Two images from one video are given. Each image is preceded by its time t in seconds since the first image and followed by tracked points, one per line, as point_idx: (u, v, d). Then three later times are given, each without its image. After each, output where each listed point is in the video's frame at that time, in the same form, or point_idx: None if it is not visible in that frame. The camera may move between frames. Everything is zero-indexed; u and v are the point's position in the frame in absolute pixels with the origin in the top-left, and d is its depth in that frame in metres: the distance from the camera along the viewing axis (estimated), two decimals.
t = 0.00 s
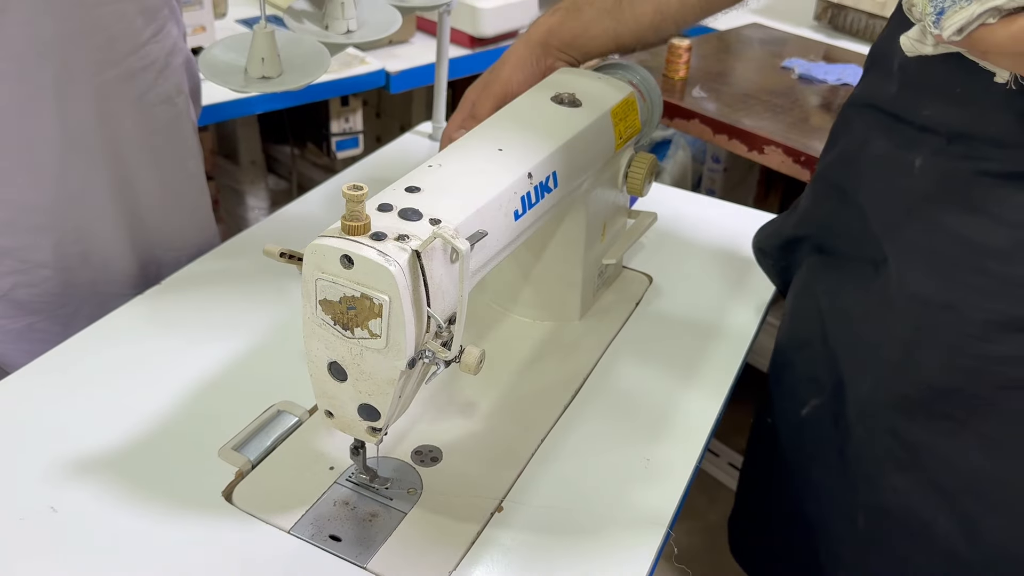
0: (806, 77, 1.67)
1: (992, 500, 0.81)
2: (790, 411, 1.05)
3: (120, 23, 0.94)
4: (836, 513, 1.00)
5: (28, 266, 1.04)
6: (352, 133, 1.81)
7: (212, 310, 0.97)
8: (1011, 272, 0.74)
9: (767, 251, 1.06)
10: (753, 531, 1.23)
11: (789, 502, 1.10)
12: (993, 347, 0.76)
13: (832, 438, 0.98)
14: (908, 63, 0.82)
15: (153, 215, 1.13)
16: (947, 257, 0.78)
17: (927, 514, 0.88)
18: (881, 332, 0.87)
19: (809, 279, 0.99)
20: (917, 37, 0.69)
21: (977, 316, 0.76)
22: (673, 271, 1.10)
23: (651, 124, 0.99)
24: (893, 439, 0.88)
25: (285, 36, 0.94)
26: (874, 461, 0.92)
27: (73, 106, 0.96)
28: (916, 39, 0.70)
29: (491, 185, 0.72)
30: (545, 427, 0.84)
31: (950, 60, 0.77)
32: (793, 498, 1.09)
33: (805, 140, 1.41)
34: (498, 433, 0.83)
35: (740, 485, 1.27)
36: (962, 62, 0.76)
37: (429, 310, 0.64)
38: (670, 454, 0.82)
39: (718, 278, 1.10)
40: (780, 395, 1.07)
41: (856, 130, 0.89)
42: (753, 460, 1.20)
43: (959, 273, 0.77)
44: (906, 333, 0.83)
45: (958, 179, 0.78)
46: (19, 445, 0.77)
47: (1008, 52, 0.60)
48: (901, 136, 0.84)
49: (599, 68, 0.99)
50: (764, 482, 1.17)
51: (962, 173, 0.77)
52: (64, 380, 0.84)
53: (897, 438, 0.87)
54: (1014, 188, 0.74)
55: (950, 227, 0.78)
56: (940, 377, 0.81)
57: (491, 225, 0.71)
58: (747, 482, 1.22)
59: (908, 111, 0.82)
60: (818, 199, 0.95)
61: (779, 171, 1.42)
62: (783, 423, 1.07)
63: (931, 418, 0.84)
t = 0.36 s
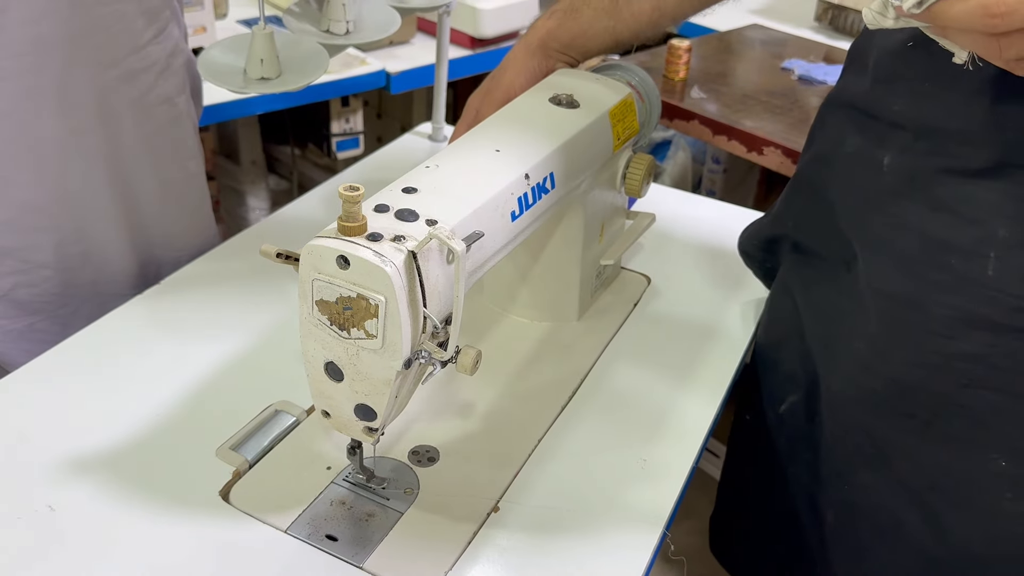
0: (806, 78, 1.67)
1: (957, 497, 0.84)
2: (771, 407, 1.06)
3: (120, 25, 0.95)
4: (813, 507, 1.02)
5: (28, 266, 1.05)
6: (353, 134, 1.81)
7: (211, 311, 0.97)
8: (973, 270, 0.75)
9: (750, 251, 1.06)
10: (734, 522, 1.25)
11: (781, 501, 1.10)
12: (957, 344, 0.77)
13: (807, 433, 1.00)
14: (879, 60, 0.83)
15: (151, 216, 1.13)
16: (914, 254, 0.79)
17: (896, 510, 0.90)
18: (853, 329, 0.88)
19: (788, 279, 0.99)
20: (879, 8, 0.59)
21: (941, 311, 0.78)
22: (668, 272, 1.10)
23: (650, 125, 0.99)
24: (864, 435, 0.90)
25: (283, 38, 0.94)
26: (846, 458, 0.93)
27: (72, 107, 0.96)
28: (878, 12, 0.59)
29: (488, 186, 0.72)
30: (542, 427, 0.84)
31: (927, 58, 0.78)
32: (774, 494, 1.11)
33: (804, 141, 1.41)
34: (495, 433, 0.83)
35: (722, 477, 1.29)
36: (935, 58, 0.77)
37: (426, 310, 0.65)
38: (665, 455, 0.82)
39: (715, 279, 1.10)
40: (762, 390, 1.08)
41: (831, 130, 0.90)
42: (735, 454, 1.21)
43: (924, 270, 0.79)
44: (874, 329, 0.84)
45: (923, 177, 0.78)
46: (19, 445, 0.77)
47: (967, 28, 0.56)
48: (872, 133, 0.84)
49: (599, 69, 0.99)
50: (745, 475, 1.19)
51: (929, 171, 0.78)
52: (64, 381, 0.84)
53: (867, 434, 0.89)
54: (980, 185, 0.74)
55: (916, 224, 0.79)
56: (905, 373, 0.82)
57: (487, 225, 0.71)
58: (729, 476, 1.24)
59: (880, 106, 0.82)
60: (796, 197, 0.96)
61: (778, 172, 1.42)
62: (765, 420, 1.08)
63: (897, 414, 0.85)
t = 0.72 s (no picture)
0: (806, 77, 1.67)
1: (957, 495, 0.85)
2: (772, 405, 1.06)
3: (121, 22, 0.95)
4: (812, 503, 1.03)
5: (28, 262, 1.05)
6: (354, 132, 1.81)
7: (211, 308, 0.97)
8: (976, 268, 0.75)
9: (751, 248, 1.06)
10: (732, 519, 1.25)
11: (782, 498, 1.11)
12: (957, 341, 0.78)
13: (808, 431, 1.01)
14: (885, 56, 0.83)
15: (151, 213, 1.13)
16: (915, 251, 0.79)
17: (897, 508, 0.91)
18: (855, 325, 0.88)
19: (789, 275, 0.99)
20: (902, 7, 0.56)
21: (945, 309, 0.78)
22: (669, 269, 1.10)
23: (649, 124, 0.99)
24: (863, 432, 0.90)
25: (282, 36, 0.94)
26: (845, 453, 0.93)
27: (73, 104, 0.96)
28: (900, 10, 0.56)
29: (487, 182, 0.72)
30: (542, 424, 0.84)
31: (932, 54, 0.77)
32: (774, 491, 1.11)
33: (805, 139, 1.41)
34: (495, 431, 0.83)
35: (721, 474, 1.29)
36: (940, 54, 0.77)
37: (425, 307, 0.65)
38: (664, 453, 0.82)
39: (714, 277, 1.10)
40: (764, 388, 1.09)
41: (834, 126, 0.90)
42: (733, 451, 1.21)
43: (926, 268, 0.79)
44: (876, 326, 0.84)
45: (924, 175, 0.78)
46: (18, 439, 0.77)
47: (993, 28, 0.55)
48: (876, 129, 0.84)
49: (598, 67, 0.99)
50: (744, 472, 1.19)
51: (929, 168, 0.78)
52: (63, 376, 0.85)
53: (866, 432, 0.89)
54: (983, 182, 0.74)
55: (918, 222, 0.79)
56: (907, 369, 0.82)
57: (486, 222, 0.71)
58: (728, 473, 1.24)
59: (885, 103, 0.83)
60: (798, 194, 0.96)
61: (779, 170, 1.42)
62: (767, 417, 1.09)
63: (897, 411, 0.86)
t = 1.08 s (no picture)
0: (806, 75, 1.67)
1: (957, 488, 0.85)
2: (775, 402, 1.06)
3: (117, 18, 0.95)
4: (813, 501, 1.03)
5: (20, 259, 1.06)
6: (352, 130, 1.81)
7: (208, 303, 0.97)
8: (981, 262, 0.76)
9: (755, 245, 1.06)
10: (730, 517, 1.25)
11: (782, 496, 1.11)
12: (960, 335, 0.78)
13: (812, 427, 1.01)
14: (892, 53, 0.83)
15: (147, 210, 1.13)
16: (920, 246, 0.80)
17: (897, 502, 0.91)
18: (857, 321, 0.88)
19: (795, 272, 0.99)
20: (905, 1, 0.56)
21: (948, 303, 0.78)
22: (669, 267, 1.10)
23: (647, 121, 0.99)
24: (868, 428, 0.90)
25: (279, 30, 0.93)
26: (846, 449, 0.93)
27: (68, 100, 0.96)
28: (903, 3, 0.56)
29: (483, 179, 0.72)
30: (539, 420, 0.84)
31: (938, 51, 0.78)
32: (775, 488, 1.11)
33: (804, 138, 1.41)
34: (493, 429, 0.82)
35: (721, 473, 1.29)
36: (945, 51, 0.78)
37: (419, 304, 0.64)
38: (661, 450, 0.82)
39: (712, 274, 1.10)
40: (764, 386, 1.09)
41: (841, 123, 0.90)
42: (734, 449, 1.21)
43: (931, 263, 0.79)
44: (881, 320, 0.85)
45: (932, 169, 0.79)
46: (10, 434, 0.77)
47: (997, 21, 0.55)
48: (884, 125, 0.85)
49: (597, 64, 0.99)
50: (744, 469, 1.19)
51: (935, 162, 0.79)
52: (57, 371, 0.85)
53: (870, 427, 0.89)
54: (990, 177, 0.75)
55: (922, 214, 0.80)
56: (909, 364, 0.83)
57: (481, 219, 0.71)
58: (729, 471, 1.24)
59: (893, 98, 0.83)
60: (802, 190, 0.96)
61: (778, 169, 1.42)
62: (767, 415, 1.09)
63: (899, 405, 0.86)
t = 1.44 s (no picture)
0: (804, 73, 1.66)
1: (950, 482, 0.84)
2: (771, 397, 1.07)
3: (105, 13, 0.94)
4: (809, 496, 1.03)
5: (11, 255, 1.05)
6: (348, 127, 1.80)
7: (202, 300, 0.96)
8: (971, 257, 0.75)
9: (751, 241, 1.06)
10: (726, 514, 1.25)
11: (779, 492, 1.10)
12: (951, 330, 0.78)
13: (806, 421, 1.01)
14: (883, 47, 0.83)
15: (139, 207, 1.13)
16: (910, 241, 0.80)
17: (889, 497, 0.91)
18: (850, 317, 0.88)
19: (790, 267, 1.00)
20: (880, 7, 0.57)
21: (940, 297, 0.78)
22: (664, 264, 1.10)
23: (642, 118, 0.99)
24: (859, 421, 0.90)
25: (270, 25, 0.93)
26: (841, 444, 0.94)
27: (58, 96, 0.95)
28: (878, 10, 0.57)
29: (474, 176, 0.71)
30: (532, 418, 0.84)
31: (928, 46, 0.78)
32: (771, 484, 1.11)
33: (802, 136, 1.40)
34: (485, 428, 0.82)
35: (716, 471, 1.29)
36: (935, 46, 0.77)
37: (408, 301, 0.64)
38: (654, 449, 0.81)
39: (706, 271, 1.10)
40: (761, 379, 1.09)
41: (837, 119, 0.90)
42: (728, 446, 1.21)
43: (922, 257, 0.79)
44: (871, 315, 0.84)
45: (924, 165, 0.78)
46: None
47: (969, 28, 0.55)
48: (877, 119, 0.84)
49: (590, 61, 0.98)
50: (737, 466, 1.19)
51: (926, 157, 0.78)
52: (48, 367, 0.84)
53: (863, 421, 0.89)
54: (978, 172, 0.74)
55: (913, 210, 0.79)
56: (900, 358, 0.83)
57: (472, 216, 0.71)
58: (722, 472, 1.24)
59: (885, 93, 0.82)
60: (798, 185, 0.96)
61: (775, 167, 1.41)
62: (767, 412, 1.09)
63: (892, 401, 0.86)
